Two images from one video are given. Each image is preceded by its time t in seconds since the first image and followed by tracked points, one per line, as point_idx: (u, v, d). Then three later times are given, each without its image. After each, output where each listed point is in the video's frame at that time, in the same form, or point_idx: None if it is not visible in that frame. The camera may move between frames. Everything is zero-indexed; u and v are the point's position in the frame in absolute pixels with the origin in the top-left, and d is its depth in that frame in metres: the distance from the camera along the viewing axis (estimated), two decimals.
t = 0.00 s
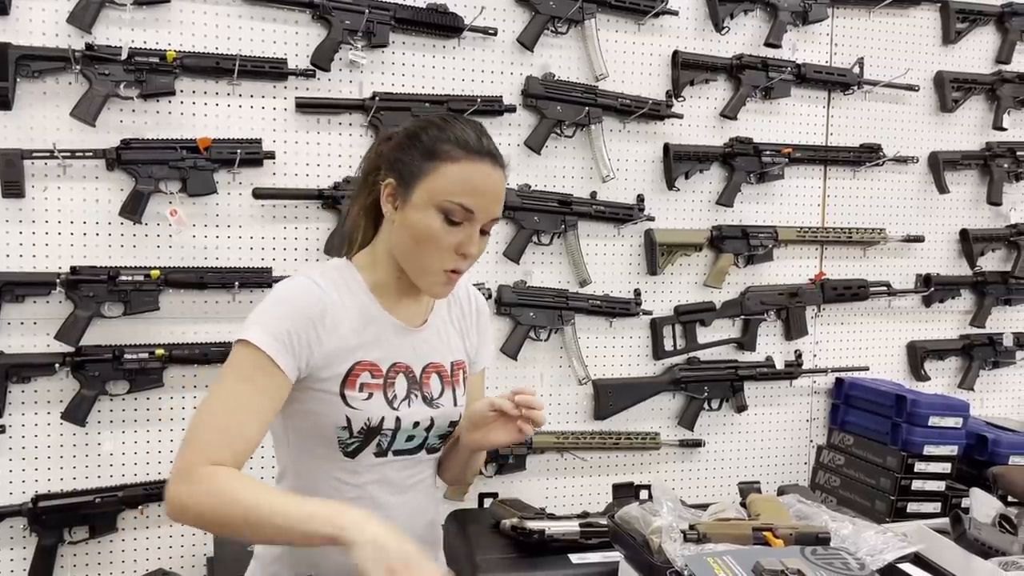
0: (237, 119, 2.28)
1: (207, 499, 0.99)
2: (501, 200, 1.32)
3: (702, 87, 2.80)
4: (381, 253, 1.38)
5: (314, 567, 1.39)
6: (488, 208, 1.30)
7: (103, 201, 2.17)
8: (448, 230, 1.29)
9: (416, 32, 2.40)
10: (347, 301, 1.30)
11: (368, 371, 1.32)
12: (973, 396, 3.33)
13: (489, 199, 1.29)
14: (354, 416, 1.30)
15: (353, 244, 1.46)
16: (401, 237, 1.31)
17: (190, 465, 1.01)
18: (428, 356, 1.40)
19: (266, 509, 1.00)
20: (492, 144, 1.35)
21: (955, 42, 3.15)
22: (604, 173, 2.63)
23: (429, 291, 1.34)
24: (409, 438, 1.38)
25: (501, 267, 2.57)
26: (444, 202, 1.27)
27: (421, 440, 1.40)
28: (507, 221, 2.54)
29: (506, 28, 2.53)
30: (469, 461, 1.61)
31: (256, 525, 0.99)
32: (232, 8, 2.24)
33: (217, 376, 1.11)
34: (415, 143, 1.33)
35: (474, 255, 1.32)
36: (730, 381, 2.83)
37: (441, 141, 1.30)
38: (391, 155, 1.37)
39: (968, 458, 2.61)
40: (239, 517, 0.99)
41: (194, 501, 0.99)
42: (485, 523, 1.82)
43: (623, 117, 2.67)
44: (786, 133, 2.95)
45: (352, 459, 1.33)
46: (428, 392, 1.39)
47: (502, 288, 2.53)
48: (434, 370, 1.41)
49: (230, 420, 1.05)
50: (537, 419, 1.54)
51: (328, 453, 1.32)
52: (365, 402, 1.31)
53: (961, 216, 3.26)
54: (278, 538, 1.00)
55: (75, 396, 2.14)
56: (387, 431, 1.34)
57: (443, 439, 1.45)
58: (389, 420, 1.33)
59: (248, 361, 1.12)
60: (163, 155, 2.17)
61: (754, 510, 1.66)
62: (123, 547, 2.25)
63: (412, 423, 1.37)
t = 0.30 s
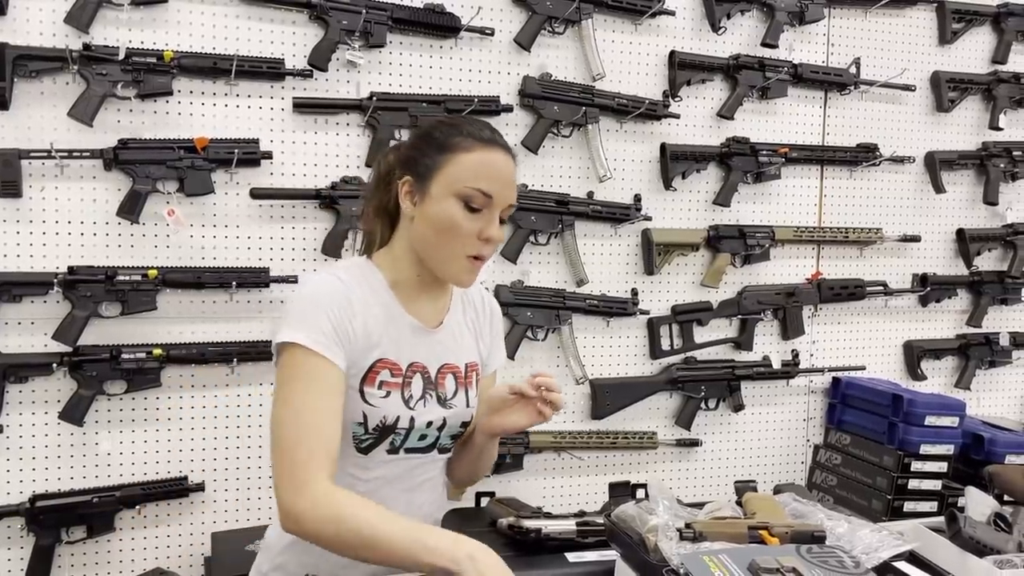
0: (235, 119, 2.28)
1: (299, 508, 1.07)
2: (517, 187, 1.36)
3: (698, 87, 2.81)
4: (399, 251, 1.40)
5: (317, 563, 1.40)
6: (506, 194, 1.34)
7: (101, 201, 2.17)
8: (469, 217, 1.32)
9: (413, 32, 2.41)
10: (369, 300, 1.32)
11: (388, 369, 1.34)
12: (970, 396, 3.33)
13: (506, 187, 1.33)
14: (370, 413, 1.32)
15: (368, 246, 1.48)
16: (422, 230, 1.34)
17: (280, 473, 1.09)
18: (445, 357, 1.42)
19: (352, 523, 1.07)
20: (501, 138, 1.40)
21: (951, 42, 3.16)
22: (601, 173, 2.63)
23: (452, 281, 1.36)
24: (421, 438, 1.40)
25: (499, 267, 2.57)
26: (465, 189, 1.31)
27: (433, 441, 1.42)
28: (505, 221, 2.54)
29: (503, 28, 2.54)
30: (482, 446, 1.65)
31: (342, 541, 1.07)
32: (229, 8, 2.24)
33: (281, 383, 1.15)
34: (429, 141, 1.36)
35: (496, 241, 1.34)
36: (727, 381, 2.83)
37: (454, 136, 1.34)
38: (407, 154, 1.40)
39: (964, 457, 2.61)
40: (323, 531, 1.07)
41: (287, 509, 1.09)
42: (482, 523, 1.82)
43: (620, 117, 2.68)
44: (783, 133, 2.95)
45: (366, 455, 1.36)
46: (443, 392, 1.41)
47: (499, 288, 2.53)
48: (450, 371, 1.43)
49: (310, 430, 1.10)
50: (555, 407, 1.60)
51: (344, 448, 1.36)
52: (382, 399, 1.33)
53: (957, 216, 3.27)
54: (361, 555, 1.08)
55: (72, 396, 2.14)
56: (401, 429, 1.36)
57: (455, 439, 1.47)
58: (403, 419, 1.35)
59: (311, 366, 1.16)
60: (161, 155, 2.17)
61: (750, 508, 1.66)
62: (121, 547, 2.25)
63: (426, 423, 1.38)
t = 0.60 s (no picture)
0: (233, 119, 2.28)
1: (303, 497, 1.07)
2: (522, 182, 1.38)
3: (696, 88, 2.81)
4: (408, 250, 1.41)
5: (319, 563, 1.41)
6: (512, 189, 1.36)
7: (99, 201, 2.17)
8: (475, 211, 1.33)
9: (411, 33, 2.41)
10: (382, 299, 1.33)
11: (399, 364, 1.34)
12: (967, 396, 3.34)
13: (512, 181, 1.35)
14: (381, 407, 1.32)
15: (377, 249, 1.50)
16: (431, 226, 1.35)
17: (285, 462, 1.10)
18: (454, 356, 1.43)
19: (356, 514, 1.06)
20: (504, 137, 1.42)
21: (948, 43, 3.16)
22: (599, 173, 2.64)
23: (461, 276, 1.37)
24: (430, 434, 1.40)
25: (496, 267, 2.57)
26: (471, 182, 1.33)
27: (441, 437, 1.42)
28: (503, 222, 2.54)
29: (501, 29, 2.54)
30: (489, 443, 1.65)
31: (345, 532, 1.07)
32: (227, 9, 2.24)
33: (291, 375, 1.17)
34: (436, 141, 1.39)
35: (502, 234, 1.35)
36: (724, 381, 2.84)
37: (461, 135, 1.37)
38: (414, 155, 1.42)
39: (961, 456, 2.62)
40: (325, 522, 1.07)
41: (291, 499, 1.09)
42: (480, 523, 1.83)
43: (617, 118, 2.68)
44: (780, 133, 2.96)
45: (375, 449, 1.36)
46: (451, 390, 1.41)
47: (496, 288, 2.53)
48: (458, 369, 1.43)
49: (316, 420, 1.11)
50: (562, 403, 1.61)
51: (354, 442, 1.36)
52: (393, 394, 1.33)
53: (954, 216, 3.27)
54: (362, 548, 1.08)
55: (70, 396, 2.14)
56: (411, 424, 1.36)
57: (462, 437, 1.48)
58: (413, 413, 1.35)
59: (320, 357, 1.17)
60: (159, 156, 2.17)
61: (747, 508, 1.66)
62: (119, 548, 2.25)
63: (435, 419, 1.38)
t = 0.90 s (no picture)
0: (230, 119, 2.28)
1: (277, 493, 1.10)
2: (499, 174, 1.43)
3: (694, 88, 2.81)
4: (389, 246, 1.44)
5: (315, 560, 1.40)
6: (488, 180, 1.41)
7: (96, 202, 2.17)
8: (452, 202, 1.37)
9: (409, 33, 2.41)
10: (362, 295, 1.35)
11: (378, 360, 1.35)
12: (965, 396, 3.34)
13: (488, 172, 1.40)
14: (360, 403, 1.32)
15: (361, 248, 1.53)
16: (410, 219, 1.39)
17: (260, 462, 1.12)
18: (436, 353, 1.43)
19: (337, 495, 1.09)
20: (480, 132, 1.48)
21: (945, 43, 3.17)
22: (596, 173, 2.64)
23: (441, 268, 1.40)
24: (413, 431, 1.39)
25: (494, 268, 2.57)
26: (448, 175, 1.38)
27: (425, 435, 1.41)
28: (501, 221, 2.54)
29: (498, 30, 2.54)
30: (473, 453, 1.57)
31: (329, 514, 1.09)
32: (225, 9, 2.24)
33: (266, 375, 1.19)
34: (414, 137, 1.44)
35: (480, 225, 1.39)
36: (723, 381, 2.84)
37: (438, 130, 1.42)
38: (393, 154, 1.47)
39: (958, 456, 2.62)
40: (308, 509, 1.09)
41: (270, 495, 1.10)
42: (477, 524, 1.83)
43: (615, 118, 2.68)
44: (778, 133, 2.96)
45: (356, 447, 1.35)
46: (434, 386, 1.41)
47: (494, 289, 2.53)
48: (442, 366, 1.43)
49: (288, 420, 1.13)
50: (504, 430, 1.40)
51: (335, 440, 1.35)
52: (372, 389, 1.33)
53: (952, 217, 3.28)
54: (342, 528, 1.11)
55: (68, 397, 2.14)
56: (391, 420, 1.36)
57: (448, 436, 1.47)
58: (393, 409, 1.35)
59: (294, 357, 1.19)
60: (156, 156, 2.17)
61: (745, 507, 1.66)
62: (117, 548, 2.25)
63: (418, 416, 1.38)
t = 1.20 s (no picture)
0: (229, 120, 2.28)
1: (223, 472, 1.18)
2: (441, 158, 1.46)
3: (693, 88, 2.82)
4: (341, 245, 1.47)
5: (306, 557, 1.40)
6: (428, 163, 1.44)
7: (95, 202, 2.17)
8: (393, 188, 1.40)
9: (408, 34, 2.41)
10: (309, 291, 1.39)
11: (323, 353, 1.37)
12: (964, 396, 3.34)
13: (427, 155, 1.44)
14: (303, 396, 1.35)
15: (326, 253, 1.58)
16: (353, 212, 1.42)
17: (209, 449, 1.21)
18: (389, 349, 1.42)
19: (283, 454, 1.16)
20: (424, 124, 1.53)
21: (944, 44, 3.17)
22: (595, 174, 2.65)
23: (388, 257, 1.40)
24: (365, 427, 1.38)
25: (493, 268, 2.57)
26: (388, 164, 1.42)
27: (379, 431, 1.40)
28: (500, 221, 2.54)
29: (497, 30, 2.55)
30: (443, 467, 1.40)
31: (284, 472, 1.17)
32: (224, 9, 2.25)
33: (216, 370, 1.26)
34: (359, 136, 1.50)
35: (423, 207, 1.39)
36: (722, 381, 2.84)
37: (379, 125, 1.48)
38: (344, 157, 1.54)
39: (958, 456, 2.62)
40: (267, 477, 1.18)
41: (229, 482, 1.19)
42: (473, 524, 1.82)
43: (614, 118, 2.68)
44: (777, 133, 2.96)
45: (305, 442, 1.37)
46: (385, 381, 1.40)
47: (494, 289, 2.53)
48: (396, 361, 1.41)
49: (228, 406, 1.20)
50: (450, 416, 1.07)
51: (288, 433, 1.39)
52: (315, 382, 1.36)
53: (951, 217, 3.28)
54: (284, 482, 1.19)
55: (67, 397, 2.14)
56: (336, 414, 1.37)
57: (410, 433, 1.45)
58: (336, 402, 1.36)
59: (239, 350, 1.25)
60: (155, 156, 2.17)
61: (743, 507, 1.63)
62: (117, 549, 2.25)
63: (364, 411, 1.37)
